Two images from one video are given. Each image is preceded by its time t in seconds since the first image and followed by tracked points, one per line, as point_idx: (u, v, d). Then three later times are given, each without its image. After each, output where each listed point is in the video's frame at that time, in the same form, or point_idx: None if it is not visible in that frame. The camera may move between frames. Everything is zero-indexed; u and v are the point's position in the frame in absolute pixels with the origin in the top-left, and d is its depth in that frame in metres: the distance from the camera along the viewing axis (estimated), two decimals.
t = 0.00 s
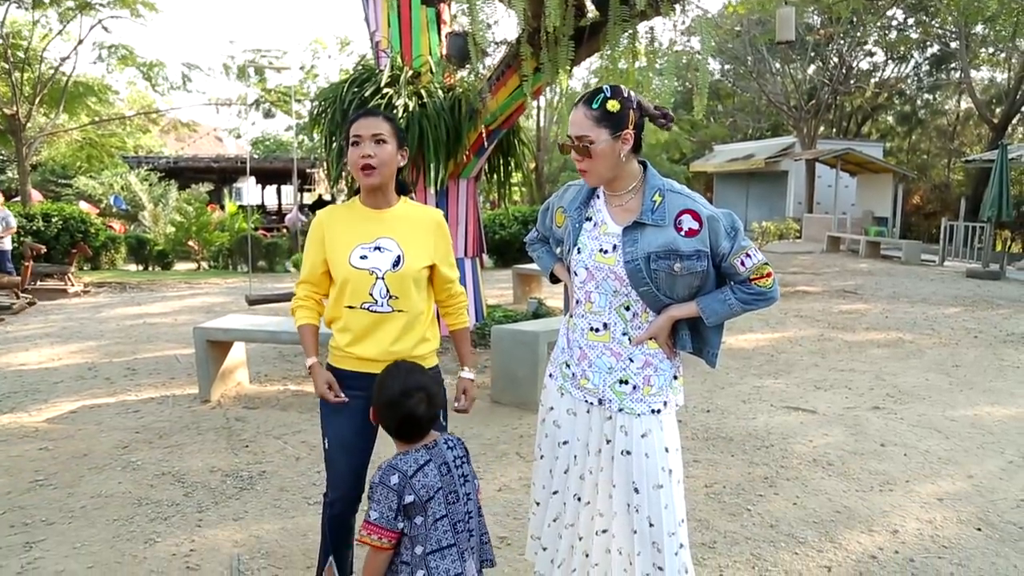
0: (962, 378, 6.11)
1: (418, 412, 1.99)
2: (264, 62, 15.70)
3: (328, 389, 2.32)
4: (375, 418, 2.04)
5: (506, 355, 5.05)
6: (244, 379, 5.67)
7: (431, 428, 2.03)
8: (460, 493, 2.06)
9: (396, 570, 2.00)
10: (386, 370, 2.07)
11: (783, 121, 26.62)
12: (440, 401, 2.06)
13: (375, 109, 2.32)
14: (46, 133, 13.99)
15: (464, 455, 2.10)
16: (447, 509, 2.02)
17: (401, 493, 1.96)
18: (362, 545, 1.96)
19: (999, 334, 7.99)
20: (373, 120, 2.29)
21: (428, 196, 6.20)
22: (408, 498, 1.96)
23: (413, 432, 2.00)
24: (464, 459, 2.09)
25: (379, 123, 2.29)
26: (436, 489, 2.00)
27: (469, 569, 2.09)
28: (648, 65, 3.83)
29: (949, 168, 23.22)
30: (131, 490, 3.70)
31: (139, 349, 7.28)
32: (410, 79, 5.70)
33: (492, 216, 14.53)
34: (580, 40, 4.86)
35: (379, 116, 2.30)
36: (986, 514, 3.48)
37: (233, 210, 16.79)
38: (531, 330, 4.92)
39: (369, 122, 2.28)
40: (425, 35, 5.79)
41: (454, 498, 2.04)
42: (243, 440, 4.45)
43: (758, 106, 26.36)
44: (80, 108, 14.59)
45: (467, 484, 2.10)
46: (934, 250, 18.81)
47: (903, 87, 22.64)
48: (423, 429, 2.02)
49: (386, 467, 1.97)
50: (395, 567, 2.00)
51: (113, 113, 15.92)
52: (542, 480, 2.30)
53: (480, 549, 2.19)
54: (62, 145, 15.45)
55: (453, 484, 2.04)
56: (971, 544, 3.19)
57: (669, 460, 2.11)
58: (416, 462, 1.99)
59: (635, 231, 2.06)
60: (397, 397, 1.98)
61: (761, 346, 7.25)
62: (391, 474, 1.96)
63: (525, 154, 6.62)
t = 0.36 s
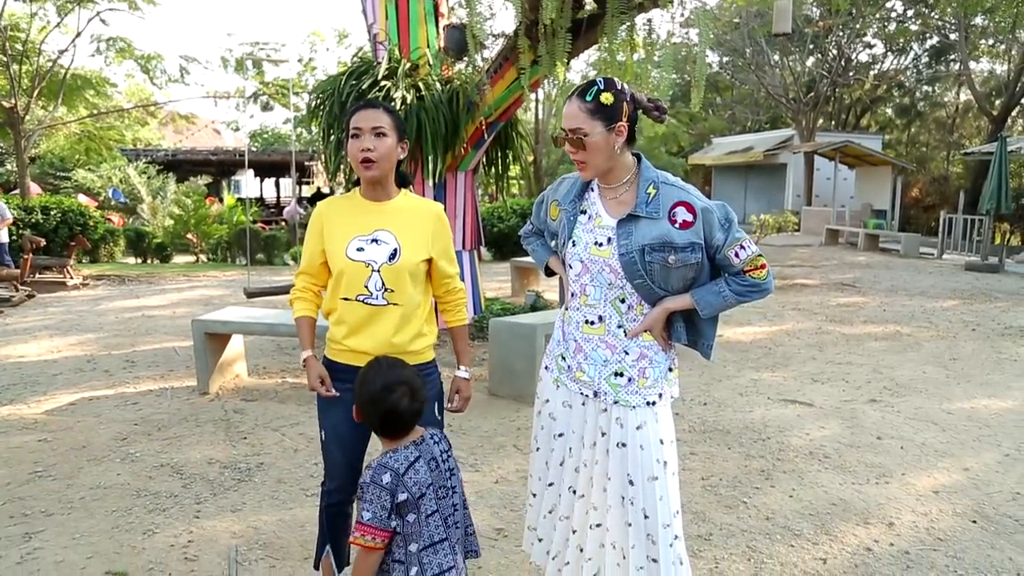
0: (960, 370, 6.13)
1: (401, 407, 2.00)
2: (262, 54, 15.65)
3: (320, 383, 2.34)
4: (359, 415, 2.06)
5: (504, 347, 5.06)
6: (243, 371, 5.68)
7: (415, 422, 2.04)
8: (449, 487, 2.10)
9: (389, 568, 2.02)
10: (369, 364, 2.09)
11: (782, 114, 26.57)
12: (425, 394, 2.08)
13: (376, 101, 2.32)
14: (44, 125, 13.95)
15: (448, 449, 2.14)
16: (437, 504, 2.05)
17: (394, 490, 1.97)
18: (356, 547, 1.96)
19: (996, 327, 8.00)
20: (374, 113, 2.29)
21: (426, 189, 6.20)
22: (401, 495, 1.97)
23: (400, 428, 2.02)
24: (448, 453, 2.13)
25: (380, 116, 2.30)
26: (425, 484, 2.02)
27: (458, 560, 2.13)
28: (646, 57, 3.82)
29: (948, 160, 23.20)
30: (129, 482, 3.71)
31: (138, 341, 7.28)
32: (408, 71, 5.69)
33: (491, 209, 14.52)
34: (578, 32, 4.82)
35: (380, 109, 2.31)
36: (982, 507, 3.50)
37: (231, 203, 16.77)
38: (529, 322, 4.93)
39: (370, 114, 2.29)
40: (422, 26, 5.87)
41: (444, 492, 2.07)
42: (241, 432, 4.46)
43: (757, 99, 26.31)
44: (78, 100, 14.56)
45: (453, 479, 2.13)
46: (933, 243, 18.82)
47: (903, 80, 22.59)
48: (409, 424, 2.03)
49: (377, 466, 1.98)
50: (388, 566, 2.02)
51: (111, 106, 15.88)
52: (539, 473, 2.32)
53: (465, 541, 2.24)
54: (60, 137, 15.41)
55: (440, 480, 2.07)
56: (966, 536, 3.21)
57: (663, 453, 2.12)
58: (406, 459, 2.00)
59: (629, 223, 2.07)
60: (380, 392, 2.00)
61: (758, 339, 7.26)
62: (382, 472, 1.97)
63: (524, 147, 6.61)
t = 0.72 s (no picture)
0: (959, 367, 6.12)
1: (402, 398, 2.04)
2: (262, 52, 15.64)
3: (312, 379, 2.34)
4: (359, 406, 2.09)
5: (502, 344, 5.06)
6: (242, 369, 5.70)
7: (413, 411, 2.09)
8: (441, 471, 2.18)
9: (389, 550, 2.08)
10: (368, 357, 2.11)
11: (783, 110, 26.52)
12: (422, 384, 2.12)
13: (380, 101, 2.32)
14: (46, 123, 13.98)
15: (439, 435, 2.20)
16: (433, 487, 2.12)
17: (396, 474, 2.02)
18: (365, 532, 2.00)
19: (996, 324, 8.00)
20: (378, 112, 2.28)
21: (425, 186, 6.21)
22: (402, 479, 2.03)
23: (400, 416, 2.06)
24: (440, 439, 2.20)
25: (384, 116, 2.29)
26: (423, 468, 2.08)
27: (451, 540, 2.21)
28: (644, 53, 3.81)
29: (950, 156, 23.15)
30: (128, 478, 3.73)
31: (138, 338, 7.30)
32: (407, 69, 5.73)
33: (491, 206, 14.52)
34: (575, 30, 4.84)
35: (384, 108, 2.30)
36: (978, 504, 3.51)
37: (232, 200, 16.78)
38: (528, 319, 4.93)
39: (374, 113, 2.28)
40: (420, 24, 5.87)
41: (437, 475, 2.14)
42: (240, 429, 4.47)
43: (758, 95, 26.27)
44: (79, 98, 14.58)
45: (444, 464, 2.20)
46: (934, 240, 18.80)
47: (904, 76, 22.50)
48: (407, 412, 2.08)
49: (377, 452, 2.03)
50: (388, 548, 2.07)
51: (112, 104, 15.89)
52: (532, 469, 2.33)
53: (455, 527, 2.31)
54: (61, 135, 15.42)
55: (435, 463, 2.14)
56: (962, 532, 3.22)
57: (654, 450, 2.13)
58: (405, 444, 2.06)
59: (619, 220, 2.08)
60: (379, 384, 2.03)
61: (758, 336, 7.26)
62: (383, 457, 2.02)
63: (522, 144, 6.62)
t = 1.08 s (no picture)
0: (960, 368, 6.11)
1: (398, 388, 2.07)
2: (268, 49, 15.69)
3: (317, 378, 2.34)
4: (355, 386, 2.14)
5: (502, 343, 5.07)
6: (244, 365, 5.73)
7: (408, 399, 2.13)
8: (433, 456, 2.20)
9: (374, 527, 2.13)
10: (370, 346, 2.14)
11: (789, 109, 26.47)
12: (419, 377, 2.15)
13: (401, 107, 2.32)
14: (53, 120, 14.05)
15: (434, 423, 2.23)
16: (422, 471, 2.16)
17: (384, 455, 2.07)
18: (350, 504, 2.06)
19: (999, 324, 7.98)
20: (399, 120, 2.28)
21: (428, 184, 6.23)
22: (390, 460, 2.08)
23: (393, 400, 2.10)
24: (434, 427, 2.23)
25: (405, 124, 2.29)
26: (413, 451, 2.12)
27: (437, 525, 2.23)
28: (646, 53, 3.80)
29: (956, 156, 23.06)
30: (128, 474, 3.75)
31: (142, 335, 7.33)
32: (410, 68, 5.73)
33: (495, 204, 14.53)
34: (577, 29, 4.85)
35: (404, 116, 2.29)
36: (976, 505, 3.50)
37: (238, 198, 16.82)
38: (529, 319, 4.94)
39: (395, 121, 2.28)
40: (424, 24, 5.78)
41: (428, 462, 2.18)
42: (240, 426, 4.49)
43: (763, 94, 26.22)
44: (86, 95, 14.65)
45: (438, 449, 2.24)
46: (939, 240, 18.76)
47: (911, 76, 22.39)
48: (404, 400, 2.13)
49: (369, 433, 2.08)
50: (374, 524, 2.12)
51: (119, 101, 15.95)
52: (524, 469, 2.33)
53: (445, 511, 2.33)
54: (68, 131, 15.46)
55: (427, 448, 2.17)
56: (959, 534, 3.22)
57: (645, 448, 2.15)
58: (396, 428, 2.10)
59: (609, 217, 2.09)
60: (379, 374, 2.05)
61: (760, 336, 7.26)
62: (374, 438, 2.07)
63: (525, 143, 6.62)
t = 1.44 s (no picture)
0: (968, 372, 6.08)
1: (392, 384, 2.10)
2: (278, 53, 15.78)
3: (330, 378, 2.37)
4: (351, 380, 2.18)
5: (507, 345, 5.08)
6: (251, 365, 5.76)
7: (404, 394, 2.15)
8: (428, 452, 2.22)
9: (368, 520, 2.16)
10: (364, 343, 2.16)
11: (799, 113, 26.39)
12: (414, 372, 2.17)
13: (423, 111, 2.33)
14: (65, 123, 14.16)
15: (431, 418, 2.26)
16: (416, 466, 2.18)
17: (377, 449, 2.10)
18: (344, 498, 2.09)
19: (1008, 329, 7.93)
20: (421, 125, 2.29)
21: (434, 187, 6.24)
22: (383, 454, 2.11)
23: (389, 395, 2.12)
24: (431, 422, 2.25)
25: (428, 128, 2.30)
26: (406, 446, 2.15)
27: (429, 522, 2.25)
28: (652, 56, 3.80)
29: (967, 160, 22.93)
30: (134, 473, 3.78)
31: (150, 336, 7.38)
32: (416, 70, 5.74)
33: (503, 208, 14.54)
34: (582, 31, 4.83)
35: (426, 121, 2.30)
36: (982, 509, 3.49)
37: (247, 201, 16.90)
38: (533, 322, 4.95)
39: (417, 126, 2.28)
40: (431, 26, 5.71)
41: (423, 457, 2.20)
42: (246, 426, 4.52)
43: (773, 98, 26.18)
44: (97, 99, 14.76)
45: (433, 445, 2.26)
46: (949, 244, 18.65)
47: (921, 79, 22.30)
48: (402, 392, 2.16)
49: (364, 426, 2.11)
50: (368, 518, 2.15)
51: (131, 104, 16.06)
52: (519, 468, 2.34)
53: (441, 505, 2.36)
54: (79, 135, 15.56)
55: (421, 443, 2.20)
56: (963, 538, 3.20)
57: (640, 448, 2.16)
58: (391, 423, 2.13)
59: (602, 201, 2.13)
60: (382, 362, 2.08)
61: (766, 339, 7.24)
62: (369, 432, 2.11)
63: (531, 145, 6.64)
